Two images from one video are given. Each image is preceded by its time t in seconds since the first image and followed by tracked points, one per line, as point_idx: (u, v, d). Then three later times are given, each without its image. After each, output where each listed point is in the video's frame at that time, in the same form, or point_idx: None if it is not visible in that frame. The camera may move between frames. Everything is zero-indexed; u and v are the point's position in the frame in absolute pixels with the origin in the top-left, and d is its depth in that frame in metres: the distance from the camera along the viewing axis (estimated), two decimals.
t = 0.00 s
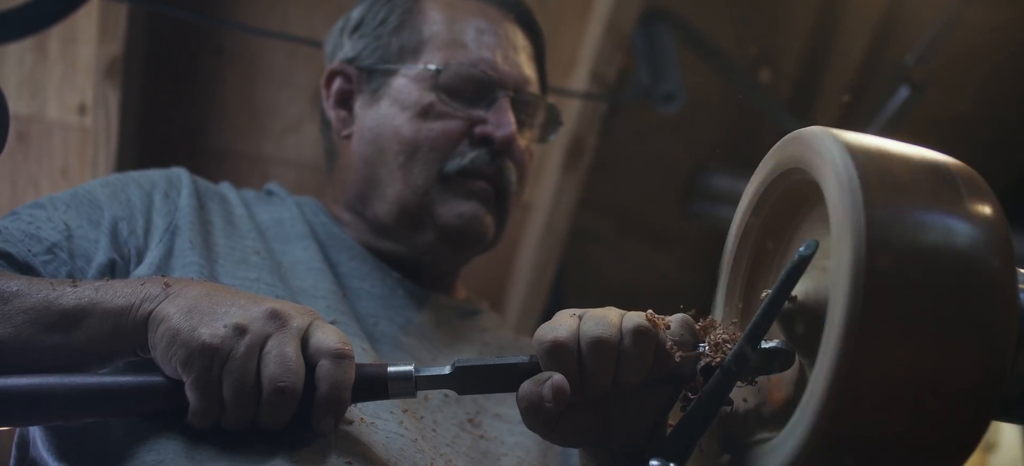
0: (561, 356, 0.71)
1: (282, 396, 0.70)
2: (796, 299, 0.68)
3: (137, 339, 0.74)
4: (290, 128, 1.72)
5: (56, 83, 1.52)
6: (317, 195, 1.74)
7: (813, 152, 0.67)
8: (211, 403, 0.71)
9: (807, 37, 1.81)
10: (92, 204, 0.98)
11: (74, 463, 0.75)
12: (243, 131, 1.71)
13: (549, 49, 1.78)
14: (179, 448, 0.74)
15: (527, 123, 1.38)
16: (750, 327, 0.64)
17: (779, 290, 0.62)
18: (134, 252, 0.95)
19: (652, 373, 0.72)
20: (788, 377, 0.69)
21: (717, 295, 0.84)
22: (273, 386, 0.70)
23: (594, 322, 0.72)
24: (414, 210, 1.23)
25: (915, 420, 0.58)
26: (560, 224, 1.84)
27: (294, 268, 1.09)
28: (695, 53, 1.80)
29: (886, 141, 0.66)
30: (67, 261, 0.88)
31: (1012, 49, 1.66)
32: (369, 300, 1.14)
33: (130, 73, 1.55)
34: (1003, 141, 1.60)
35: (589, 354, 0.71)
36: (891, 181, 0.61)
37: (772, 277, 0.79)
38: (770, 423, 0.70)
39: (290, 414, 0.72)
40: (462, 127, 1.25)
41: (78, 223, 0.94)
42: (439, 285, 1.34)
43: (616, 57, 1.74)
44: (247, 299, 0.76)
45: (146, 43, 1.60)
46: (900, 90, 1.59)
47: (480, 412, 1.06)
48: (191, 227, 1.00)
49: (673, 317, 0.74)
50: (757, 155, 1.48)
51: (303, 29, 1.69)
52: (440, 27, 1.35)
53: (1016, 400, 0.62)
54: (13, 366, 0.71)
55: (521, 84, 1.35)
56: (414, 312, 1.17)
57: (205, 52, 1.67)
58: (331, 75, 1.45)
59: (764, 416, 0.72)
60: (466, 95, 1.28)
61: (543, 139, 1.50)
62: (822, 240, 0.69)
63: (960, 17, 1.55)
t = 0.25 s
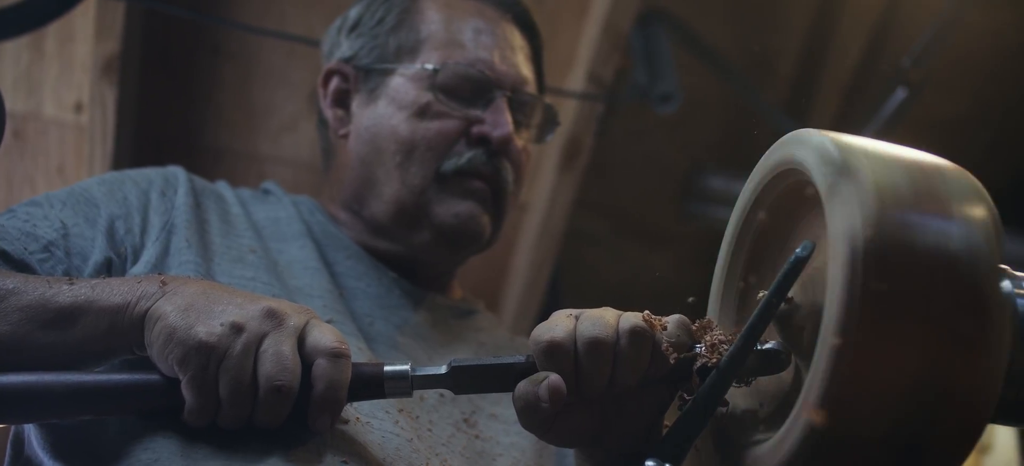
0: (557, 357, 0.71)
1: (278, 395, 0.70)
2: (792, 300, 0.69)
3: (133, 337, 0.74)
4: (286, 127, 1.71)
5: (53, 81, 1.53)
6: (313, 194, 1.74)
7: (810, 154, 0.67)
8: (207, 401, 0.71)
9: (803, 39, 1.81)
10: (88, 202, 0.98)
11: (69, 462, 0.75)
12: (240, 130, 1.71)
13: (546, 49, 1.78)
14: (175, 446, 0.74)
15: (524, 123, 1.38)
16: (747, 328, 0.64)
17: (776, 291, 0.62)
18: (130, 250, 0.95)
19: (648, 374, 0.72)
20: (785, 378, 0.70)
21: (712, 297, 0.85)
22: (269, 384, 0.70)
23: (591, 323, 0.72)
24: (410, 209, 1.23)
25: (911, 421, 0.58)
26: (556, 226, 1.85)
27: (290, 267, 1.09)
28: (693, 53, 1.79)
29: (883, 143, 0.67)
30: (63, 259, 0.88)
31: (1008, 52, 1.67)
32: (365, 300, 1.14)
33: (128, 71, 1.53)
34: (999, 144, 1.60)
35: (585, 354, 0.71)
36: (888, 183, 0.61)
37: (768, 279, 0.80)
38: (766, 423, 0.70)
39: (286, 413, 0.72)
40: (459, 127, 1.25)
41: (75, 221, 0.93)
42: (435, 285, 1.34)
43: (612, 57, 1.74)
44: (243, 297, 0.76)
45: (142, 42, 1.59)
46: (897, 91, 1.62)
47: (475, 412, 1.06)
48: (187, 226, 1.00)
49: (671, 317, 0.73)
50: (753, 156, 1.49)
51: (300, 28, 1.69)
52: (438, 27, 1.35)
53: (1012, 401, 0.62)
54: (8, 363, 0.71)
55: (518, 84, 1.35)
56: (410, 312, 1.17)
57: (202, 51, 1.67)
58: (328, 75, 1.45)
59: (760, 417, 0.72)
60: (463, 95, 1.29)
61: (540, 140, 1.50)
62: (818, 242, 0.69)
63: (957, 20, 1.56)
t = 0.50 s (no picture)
0: (554, 357, 0.71)
1: (275, 394, 0.70)
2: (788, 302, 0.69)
3: (130, 336, 0.74)
4: (283, 126, 1.71)
5: (49, 79, 1.53)
6: (309, 193, 1.74)
7: (807, 155, 0.67)
8: (203, 400, 0.71)
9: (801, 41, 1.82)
10: (85, 200, 0.98)
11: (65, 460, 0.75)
12: (237, 129, 1.71)
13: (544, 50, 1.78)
14: (170, 446, 0.73)
15: (522, 124, 1.38)
16: (744, 328, 0.64)
17: (772, 293, 0.62)
18: (127, 249, 0.94)
19: (645, 374, 0.72)
20: (780, 379, 0.70)
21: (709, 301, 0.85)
22: (265, 384, 0.70)
23: (587, 323, 0.72)
24: (407, 208, 1.23)
25: (907, 422, 0.58)
26: (553, 226, 1.84)
27: (287, 266, 1.09)
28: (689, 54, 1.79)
29: (880, 145, 0.67)
30: (59, 257, 0.88)
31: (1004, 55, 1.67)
32: (361, 299, 1.14)
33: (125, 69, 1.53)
34: (996, 146, 1.61)
35: (581, 355, 0.71)
36: (884, 184, 0.61)
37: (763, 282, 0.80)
38: (761, 425, 0.70)
39: (282, 412, 0.72)
40: (456, 127, 1.25)
41: (71, 219, 0.93)
42: (431, 285, 1.34)
43: (610, 58, 1.75)
44: (239, 296, 0.76)
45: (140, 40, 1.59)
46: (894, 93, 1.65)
47: (471, 412, 1.06)
48: (184, 224, 1.00)
49: (666, 318, 0.74)
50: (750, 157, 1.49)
51: (298, 27, 1.68)
52: (436, 26, 1.35)
53: (1008, 403, 0.62)
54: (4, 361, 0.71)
55: (515, 84, 1.35)
56: (406, 312, 1.17)
57: (200, 50, 1.67)
58: (325, 74, 1.45)
59: (754, 418, 0.72)
60: (460, 95, 1.29)
61: (537, 140, 1.50)
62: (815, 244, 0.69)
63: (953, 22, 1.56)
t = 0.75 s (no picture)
0: (551, 357, 0.71)
1: (271, 393, 0.70)
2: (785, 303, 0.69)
3: (126, 334, 0.74)
4: (280, 124, 1.71)
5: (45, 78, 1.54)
6: (306, 192, 1.74)
7: (804, 157, 0.67)
8: (199, 399, 0.71)
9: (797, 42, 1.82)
10: (81, 198, 0.97)
11: (59, 459, 0.75)
12: (233, 127, 1.70)
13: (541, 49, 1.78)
14: (166, 444, 0.73)
15: (518, 124, 1.38)
16: (740, 328, 0.64)
17: (769, 293, 0.62)
18: (123, 247, 0.94)
19: (641, 374, 0.72)
20: (776, 380, 0.70)
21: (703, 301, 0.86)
22: (262, 383, 0.69)
23: (584, 324, 0.72)
24: (403, 208, 1.23)
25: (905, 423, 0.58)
26: (549, 225, 1.84)
27: (283, 265, 1.09)
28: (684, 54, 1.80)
29: (876, 147, 0.67)
30: (55, 255, 0.88)
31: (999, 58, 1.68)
32: (357, 299, 1.14)
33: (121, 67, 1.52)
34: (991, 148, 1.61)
35: (578, 355, 0.71)
36: (881, 186, 0.62)
37: (759, 283, 0.81)
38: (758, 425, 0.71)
39: (279, 411, 0.72)
40: (453, 126, 1.25)
41: (67, 217, 0.93)
42: (428, 284, 1.34)
43: (606, 59, 1.73)
44: (236, 295, 0.76)
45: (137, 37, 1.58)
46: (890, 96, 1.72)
47: (467, 412, 1.06)
48: (180, 223, 0.99)
49: (663, 319, 0.74)
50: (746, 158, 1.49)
51: (295, 26, 1.68)
52: (433, 26, 1.35)
53: (1003, 404, 0.63)
54: None
55: (512, 84, 1.35)
56: (402, 311, 1.17)
57: (197, 48, 1.67)
58: (322, 73, 1.45)
59: (751, 419, 0.73)
60: (458, 94, 1.28)
61: (534, 140, 1.50)
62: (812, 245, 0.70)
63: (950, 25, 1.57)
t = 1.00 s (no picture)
0: (547, 358, 0.71)
1: (267, 392, 0.70)
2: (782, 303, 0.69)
3: (122, 333, 0.74)
4: (276, 123, 1.71)
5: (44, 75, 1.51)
6: (302, 191, 1.74)
7: (803, 159, 0.68)
8: (195, 398, 0.70)
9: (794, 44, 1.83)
10: (78, 196, 0.97)
11: (54, 457, 0.75)
12: (230, 126, 1.70)
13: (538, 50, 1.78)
14: (161, 443, 0.73)
15: (515, 124, 1.38)
16: (736, 330, 0.64)
17: (766, 295, 0.62)
18: (119, 245, 0.94)
19: (638, 376, 0.72)
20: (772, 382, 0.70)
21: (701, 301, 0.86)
22: (258, 382, 0.69)
23: (580, 324, 0.72)
24: (400, 208, 1.23)
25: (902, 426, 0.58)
26: (545, 226, 1.82)
27: (279, 264, 1.09)
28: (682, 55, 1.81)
29: (874, 149, 0.67)
30: (51, 253, 0.88)
31: (994, 61, 1.68)
32: (353, 298, 1.13)
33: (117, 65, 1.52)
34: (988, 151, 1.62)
35: (574, 356, 0.71)
36: (879, 189, 0.62)
37: (756, 284, 0.81)
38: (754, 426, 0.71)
39: (275, 410, 0.72)
40: (450, 126, 1.25)
41: (64, 215, 0.93)
42: (424, 284, 1.34)
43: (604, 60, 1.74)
44: (232, 294, 0.76)
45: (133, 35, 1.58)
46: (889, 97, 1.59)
47: (463, 412, 1.06)
48: (177, 222, 0.99)
49: (659, 319, 0.74)
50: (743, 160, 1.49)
51: (292, 24, 1.68)
52: (430, 26, 1.35)
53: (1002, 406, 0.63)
54: None
55: (509, 84, 1.35)
56: (398, 311, 1.17)
57: (194, 47, 1.66)
58: (319, 72, 1.44)
59: (747, 420, 0.73)
60: (454, 94, 1.29)
61: (530, 140, 1.50)
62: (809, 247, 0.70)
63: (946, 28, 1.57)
